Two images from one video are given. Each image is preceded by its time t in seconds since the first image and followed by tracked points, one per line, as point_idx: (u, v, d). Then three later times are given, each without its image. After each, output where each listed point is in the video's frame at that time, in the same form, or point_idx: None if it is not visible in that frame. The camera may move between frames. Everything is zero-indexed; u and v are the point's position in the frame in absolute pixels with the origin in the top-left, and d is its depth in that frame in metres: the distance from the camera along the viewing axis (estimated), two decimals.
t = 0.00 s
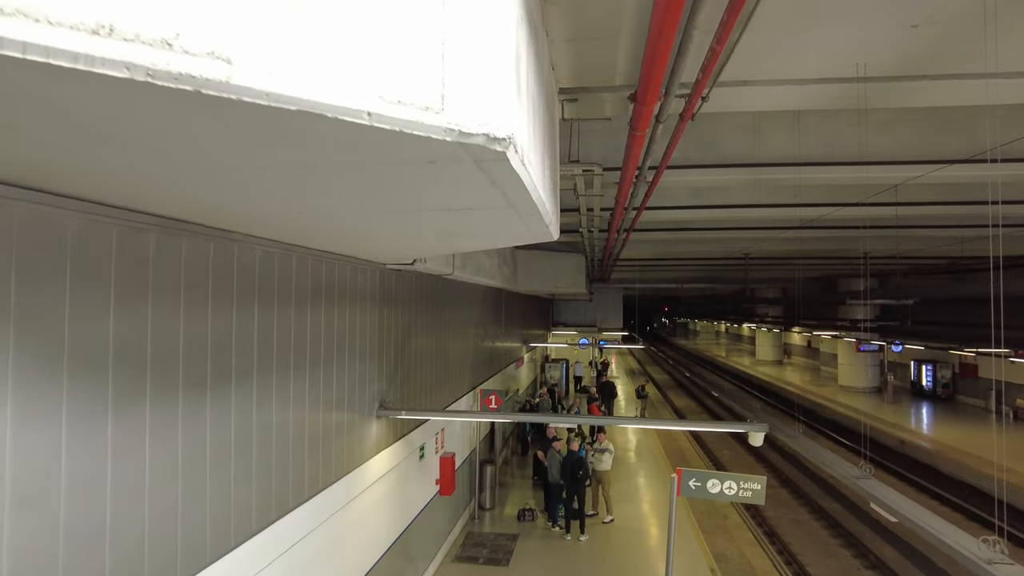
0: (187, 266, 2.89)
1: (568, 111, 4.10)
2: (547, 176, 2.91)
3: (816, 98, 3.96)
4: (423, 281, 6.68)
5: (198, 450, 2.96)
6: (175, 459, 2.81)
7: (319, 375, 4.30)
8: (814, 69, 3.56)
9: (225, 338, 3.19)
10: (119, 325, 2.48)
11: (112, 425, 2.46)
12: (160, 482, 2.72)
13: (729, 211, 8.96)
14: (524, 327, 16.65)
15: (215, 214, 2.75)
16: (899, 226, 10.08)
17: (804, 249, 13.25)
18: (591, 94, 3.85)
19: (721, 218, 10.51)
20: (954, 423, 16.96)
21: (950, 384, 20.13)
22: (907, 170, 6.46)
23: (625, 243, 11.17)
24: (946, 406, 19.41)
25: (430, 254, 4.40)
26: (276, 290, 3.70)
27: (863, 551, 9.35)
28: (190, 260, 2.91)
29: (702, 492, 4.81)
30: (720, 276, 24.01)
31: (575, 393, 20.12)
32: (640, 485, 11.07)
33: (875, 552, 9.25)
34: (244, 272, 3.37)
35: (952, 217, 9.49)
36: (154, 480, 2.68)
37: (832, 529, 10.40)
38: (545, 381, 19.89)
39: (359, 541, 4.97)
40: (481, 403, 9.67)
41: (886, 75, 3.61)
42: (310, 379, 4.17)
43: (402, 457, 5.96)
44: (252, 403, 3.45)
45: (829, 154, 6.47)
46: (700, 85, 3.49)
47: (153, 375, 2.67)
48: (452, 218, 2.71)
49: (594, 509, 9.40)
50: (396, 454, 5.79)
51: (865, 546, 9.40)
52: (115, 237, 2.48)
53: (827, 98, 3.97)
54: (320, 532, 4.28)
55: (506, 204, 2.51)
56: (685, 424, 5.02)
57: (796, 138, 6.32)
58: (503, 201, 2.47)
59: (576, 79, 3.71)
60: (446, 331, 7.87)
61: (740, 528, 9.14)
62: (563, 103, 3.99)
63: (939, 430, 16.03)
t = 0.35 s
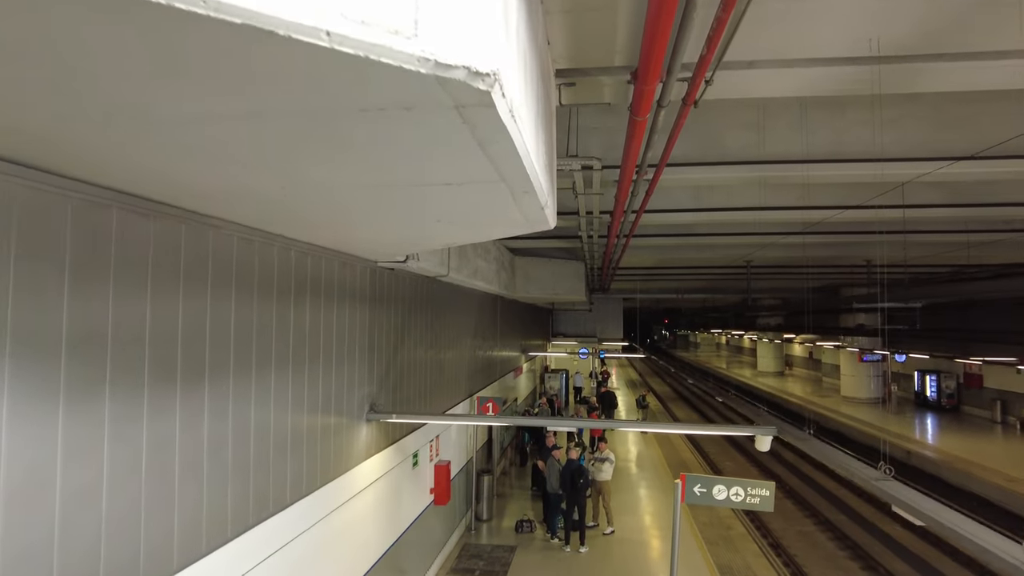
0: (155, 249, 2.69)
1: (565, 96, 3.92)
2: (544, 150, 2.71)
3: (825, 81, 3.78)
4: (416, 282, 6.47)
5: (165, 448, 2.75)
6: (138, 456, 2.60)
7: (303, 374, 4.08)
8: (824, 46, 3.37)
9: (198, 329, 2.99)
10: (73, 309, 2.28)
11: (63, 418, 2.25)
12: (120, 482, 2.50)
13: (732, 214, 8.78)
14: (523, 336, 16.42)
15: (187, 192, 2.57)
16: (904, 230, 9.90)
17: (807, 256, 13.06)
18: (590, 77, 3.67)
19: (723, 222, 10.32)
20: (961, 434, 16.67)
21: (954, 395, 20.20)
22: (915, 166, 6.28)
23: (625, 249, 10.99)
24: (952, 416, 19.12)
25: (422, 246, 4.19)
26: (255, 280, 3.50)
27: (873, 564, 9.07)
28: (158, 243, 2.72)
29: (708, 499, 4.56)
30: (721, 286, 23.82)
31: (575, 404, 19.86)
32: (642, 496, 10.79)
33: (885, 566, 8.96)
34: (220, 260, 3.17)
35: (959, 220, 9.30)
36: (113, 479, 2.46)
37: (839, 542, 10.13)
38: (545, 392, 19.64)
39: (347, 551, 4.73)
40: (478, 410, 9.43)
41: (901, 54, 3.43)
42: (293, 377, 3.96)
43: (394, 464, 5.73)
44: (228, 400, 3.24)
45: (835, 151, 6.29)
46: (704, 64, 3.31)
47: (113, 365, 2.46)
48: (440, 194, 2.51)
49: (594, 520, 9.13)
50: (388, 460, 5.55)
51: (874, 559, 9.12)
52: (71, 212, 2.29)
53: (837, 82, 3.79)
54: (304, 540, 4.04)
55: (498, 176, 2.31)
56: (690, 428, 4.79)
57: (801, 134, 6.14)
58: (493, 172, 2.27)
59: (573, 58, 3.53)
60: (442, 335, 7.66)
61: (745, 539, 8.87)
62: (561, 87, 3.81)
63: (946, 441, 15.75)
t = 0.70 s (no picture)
0: (119, 210, 2.49)
1: (565, 64, 3.74)
2: (543, 105, 2.51)
3: (840, 48, 3.59)
4: (411, 272, 6.24)
5: (129, 427, 2.52)
6: (98, 435, 2.37)
7: (288, 359, 3.85)
8: (840, 5, 3.19)
9: (170, 300, 2.78)
10: (20, 267, 2.07)
11: (7, 388, 2.03)
12: (75, 462, 2.27)
13: (736, 208, 8.59)
14: (523, 337, 16.19)
15: (158, 148, 2.40)
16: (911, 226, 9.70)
17: (811, 255, 12.86)
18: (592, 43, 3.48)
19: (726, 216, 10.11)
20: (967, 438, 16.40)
21: (960, 399, 19.93)
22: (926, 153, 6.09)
23: (627, 246, 10.78)
24: (957, 420, 18.83)
25: (416, 223, 3.99)
26: (235, 255, 3.28)
27: (882, 567, 8.81)
28: (123, 203, 2.52)
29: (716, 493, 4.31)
30: (723, 289, 23.61)
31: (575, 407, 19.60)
32: (643, 498, 10.53)
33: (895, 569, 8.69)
34: (194, 228, 2.96)
35: (968, 215, 9.11)
36: (66, 458, 2.24)
37: (846, 545, 9.86)
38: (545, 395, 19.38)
39: (335, 551, 4.48)
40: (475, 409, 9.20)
41: (921, 16, 3.25)
42: (277, 361, 3.72)
43: (387, 460, 5.49)
44: (204, 380, 3.01)
45: (843, 137, 6.10)
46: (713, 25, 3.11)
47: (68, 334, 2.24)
48: (429, 146, 2.31)
49: (595, 522, 8.88)
50: (380, 455, 5.30)
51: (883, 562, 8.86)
52: (22, 160, 2.09)
53: (852, 49, 3.60)
54: (287, 535, 3.79)
55: (492, 122, 2.10)
56: (697, 419, 4.56)
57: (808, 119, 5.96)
58: (486, 117, 2.07)
59: (574, 20, 3.35)
60: (438, 330, 7.43)
61: (750, 542, 8.61)
62: (561, 54, 3.63)
63: (953, 444, 15.48)
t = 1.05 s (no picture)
0: (71, 171, 2.27)
1: (562, 33, 3.57)
2: (541, 55, 2.29)
3: (852, 17, 3.40)
4: (403, 266, 6.00)
5: (80, 410, 2.29)
6: (42, 417, 2.14)
7: (268, 347, 3.60)
8: None
9: (132, 274, 2.54)
10: None
11: None
12: (13, 446, 2.03)
13: (737, 204, 8.40)
14: (520, 341, 15.95)
15: (114, 102, 2.19)
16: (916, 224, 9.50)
17: (812, 257, 12.66)
18: (591, 9, 3.30)
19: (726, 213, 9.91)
20: (971, 444, 16.18)
21: (962, 404, 19.74)
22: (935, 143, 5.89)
23: (626, 247, 10.58)
24: (960, 426, 18.59)
25: (406, 203, 3.78)
26: (207, 231, 3.05)
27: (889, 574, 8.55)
28: (76, 165, 2.30)
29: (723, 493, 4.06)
30: (722, 294, 23.40)
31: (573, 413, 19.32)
32: (643, 504, 10.26)
33: None
34: (161, 198, 2.73)
35: (973, 212, 8.93)
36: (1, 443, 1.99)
37: (852, 551, 9.59)
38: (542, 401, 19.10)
39: (318, 555, 4.21)
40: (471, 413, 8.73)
41: None
42: (256, 349, 3.48)
43: (376, 460, 5.23)
44: (172, 363, 2.77)
45: (849, 126, 5.92)
46: None
47: (6, 303, 2.01)
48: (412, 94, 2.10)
49: (594, 527, 8.62)
50: (369, 455, 5.04)
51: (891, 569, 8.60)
52: None
53: (865, 17, 3.41)
54: (265, 537, 3.53)
55: (482, 65, 1.89)
56: (702, 415, 4.32)
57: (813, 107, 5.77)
58: (474, 58, 1.86)
59: None
60: (432, 328, 7.18)
61: (754, 547, 8.35)
62: (557, 20, 3.47)
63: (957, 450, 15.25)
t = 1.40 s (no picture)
0: (15, 124, 2.07)
1: None
2: None
3: None
4: (392, 254, 5.78)
5: (22, 386, 2.07)
6: None
7: (243, 329, 3.38)
8: None
9: (83, 240, 2.32)
10: None
11: None
12: None
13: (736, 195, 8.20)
14: (515, 339, 15.75)
15: (60, 46, 1.99)
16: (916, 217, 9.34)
17: (811, 253, 12.50)
18: None
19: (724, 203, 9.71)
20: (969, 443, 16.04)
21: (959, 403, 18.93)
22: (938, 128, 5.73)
23: (621, 242, 10.39)
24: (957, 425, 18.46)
25: (391, 178, 3.57)
26: (175, 200, 2.84)
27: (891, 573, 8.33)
28: (22, 118, 2.10)
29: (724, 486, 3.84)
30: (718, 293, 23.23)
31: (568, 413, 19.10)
32: (640, 503, 10.05)
33: None
34: (118, 161, 2.51)
35: (975, 204, 8.77)
36: None
37: (852, 550, 9.40)
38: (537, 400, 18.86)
39: (298, 552, 3.97)
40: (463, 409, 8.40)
41: None
42: (229, 330, 3.26)
43: (363, 454, 4.99)
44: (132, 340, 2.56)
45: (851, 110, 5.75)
46: None
47: None
48: (387, 34, 1.90)
49: (589, 526, 8.41)
50: (354, 448, 4.81)
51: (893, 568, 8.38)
52: None
53: None
54: (238, 531, 3.30)
55: None
56: (703, 404, 4.12)
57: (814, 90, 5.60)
58: None
59: None
60: (423, 320, 6.97)
61: (754, 546, 8.15)
62: None
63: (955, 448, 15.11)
